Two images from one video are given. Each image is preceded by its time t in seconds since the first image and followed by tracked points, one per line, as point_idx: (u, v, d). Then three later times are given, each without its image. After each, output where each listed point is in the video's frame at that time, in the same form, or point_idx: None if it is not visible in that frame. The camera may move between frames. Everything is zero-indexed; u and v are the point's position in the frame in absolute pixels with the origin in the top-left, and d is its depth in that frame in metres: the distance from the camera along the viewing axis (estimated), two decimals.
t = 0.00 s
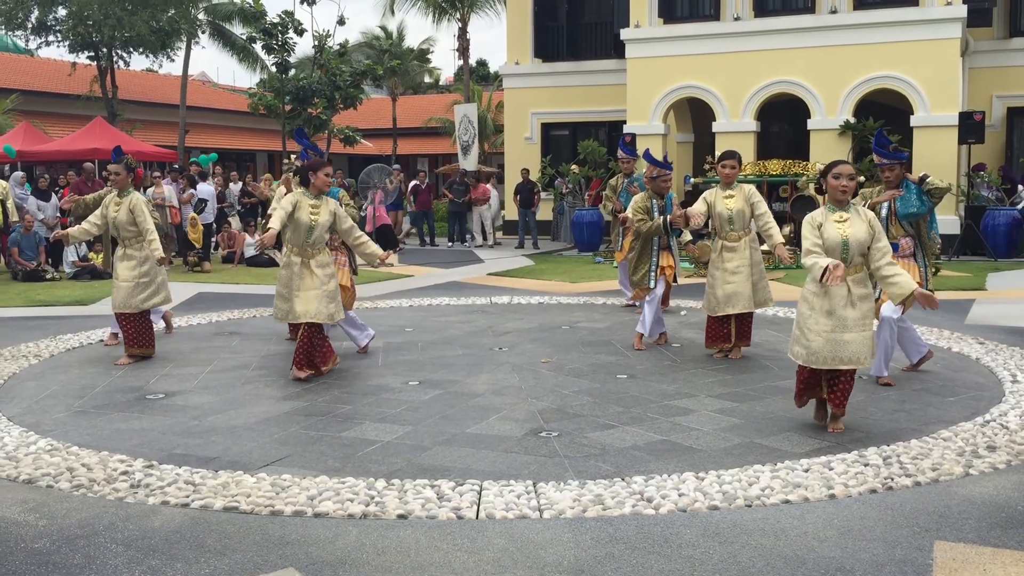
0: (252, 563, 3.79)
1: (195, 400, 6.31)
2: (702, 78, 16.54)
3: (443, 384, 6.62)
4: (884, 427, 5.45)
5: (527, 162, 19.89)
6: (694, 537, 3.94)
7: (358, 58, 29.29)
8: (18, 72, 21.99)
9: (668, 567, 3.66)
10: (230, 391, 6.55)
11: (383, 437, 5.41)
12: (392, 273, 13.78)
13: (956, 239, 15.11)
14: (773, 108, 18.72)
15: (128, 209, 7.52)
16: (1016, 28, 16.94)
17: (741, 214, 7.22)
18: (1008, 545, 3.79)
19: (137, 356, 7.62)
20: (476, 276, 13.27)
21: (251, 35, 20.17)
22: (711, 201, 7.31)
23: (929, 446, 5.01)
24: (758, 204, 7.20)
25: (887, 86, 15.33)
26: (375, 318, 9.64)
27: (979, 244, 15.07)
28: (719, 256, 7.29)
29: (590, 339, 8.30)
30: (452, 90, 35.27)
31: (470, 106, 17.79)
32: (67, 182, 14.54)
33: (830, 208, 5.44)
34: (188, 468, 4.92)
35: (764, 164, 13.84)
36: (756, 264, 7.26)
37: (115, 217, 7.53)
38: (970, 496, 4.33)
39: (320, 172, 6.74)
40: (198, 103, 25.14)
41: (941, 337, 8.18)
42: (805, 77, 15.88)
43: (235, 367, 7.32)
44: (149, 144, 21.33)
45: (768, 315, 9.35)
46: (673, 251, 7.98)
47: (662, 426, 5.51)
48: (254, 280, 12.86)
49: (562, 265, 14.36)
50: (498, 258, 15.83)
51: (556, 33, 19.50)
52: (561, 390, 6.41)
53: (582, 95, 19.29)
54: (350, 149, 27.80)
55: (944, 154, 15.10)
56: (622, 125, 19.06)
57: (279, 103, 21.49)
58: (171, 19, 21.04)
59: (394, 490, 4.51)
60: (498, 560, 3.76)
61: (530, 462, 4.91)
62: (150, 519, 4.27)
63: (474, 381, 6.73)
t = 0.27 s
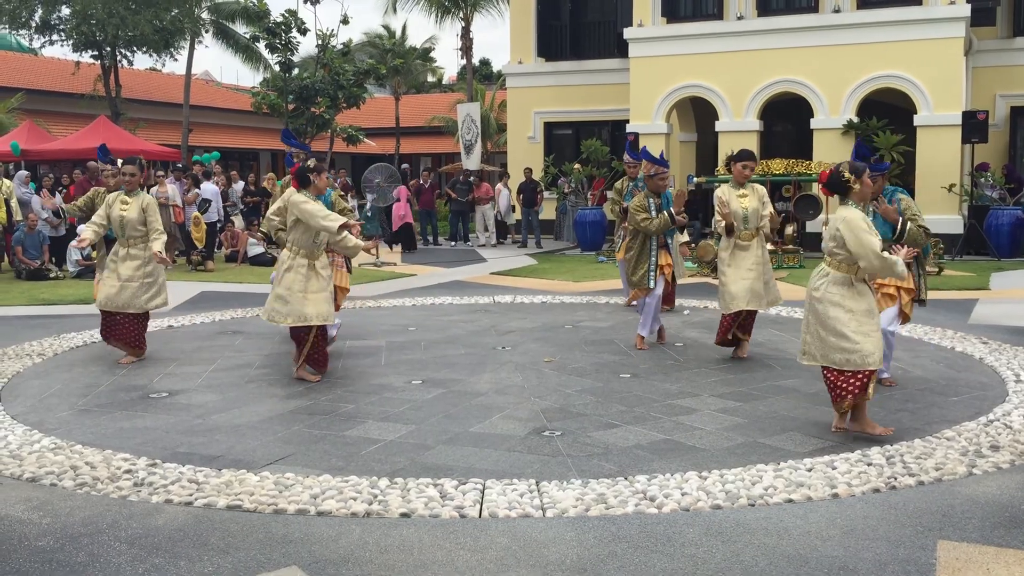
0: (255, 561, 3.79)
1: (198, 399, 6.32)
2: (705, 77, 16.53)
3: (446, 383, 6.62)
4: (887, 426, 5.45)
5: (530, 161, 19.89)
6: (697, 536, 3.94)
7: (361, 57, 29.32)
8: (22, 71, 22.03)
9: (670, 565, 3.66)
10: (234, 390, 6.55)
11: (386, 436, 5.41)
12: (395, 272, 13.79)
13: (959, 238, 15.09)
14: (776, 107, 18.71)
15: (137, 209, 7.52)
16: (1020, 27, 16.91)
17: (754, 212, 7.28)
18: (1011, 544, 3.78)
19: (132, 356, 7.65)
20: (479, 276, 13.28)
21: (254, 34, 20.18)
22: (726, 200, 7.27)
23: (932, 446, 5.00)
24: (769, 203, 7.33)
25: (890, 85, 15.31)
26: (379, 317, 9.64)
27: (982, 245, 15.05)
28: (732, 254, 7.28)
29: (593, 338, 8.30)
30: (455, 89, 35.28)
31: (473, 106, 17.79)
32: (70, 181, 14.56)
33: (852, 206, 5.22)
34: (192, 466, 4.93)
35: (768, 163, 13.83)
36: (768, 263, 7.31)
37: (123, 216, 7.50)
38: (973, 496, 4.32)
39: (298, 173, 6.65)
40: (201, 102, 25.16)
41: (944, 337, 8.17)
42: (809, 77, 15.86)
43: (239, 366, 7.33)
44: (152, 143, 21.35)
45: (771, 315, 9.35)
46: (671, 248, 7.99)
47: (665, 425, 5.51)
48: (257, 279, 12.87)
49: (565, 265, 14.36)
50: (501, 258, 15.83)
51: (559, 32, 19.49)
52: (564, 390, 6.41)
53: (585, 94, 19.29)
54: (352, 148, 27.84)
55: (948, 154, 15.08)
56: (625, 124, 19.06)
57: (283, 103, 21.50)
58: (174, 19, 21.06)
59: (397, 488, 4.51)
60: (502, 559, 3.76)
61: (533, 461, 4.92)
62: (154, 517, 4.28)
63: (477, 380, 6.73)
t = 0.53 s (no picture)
0: (259, 557, 3.80)
1: (201, 396, 6.32)
2: (709, 74, 16.52)
3: (449, 380, 6.62)
4: (890, 424, 5.44)
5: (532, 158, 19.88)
6: (701, 533, 3.93)
7: (364, 53, 29.31)
8: (24, 67, 22.04)
9: (673, 563, 3.66)
10: (236, 386, 6.56)
11: (389, 432, 5.42)
12: (398, 268, 13.80)
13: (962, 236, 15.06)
14: (779, 104, 18.69)
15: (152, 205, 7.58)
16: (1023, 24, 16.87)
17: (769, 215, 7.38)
18: (1015, 542, 3.78)
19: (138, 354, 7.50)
20: (481, 272, 13.28)
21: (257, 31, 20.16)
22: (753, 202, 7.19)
23: (936, 443, 5.00)
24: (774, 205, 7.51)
25: (894, 82, 15.29)
26: (381, 314, 9.64)
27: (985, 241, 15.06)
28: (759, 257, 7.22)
29: (596, 335, 8.30)
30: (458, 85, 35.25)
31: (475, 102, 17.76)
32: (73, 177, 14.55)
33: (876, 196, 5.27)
34: (195, 463, 4.93)
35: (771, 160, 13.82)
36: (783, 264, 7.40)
37: (139, 211, 7.49)
38: (977, 493, 4.32)
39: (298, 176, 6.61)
40: (204, 98, 25.15)
41: (948, 334, 8.16)
42: (812, 73, 15.84)
43: (242, 363, 7.33)
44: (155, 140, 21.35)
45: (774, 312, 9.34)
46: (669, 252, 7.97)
47: (668, 423, 5.51)
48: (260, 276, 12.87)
49: (568, 262, 14.36)
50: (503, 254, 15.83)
51: (561, 29, 19.47)
52: (566, 386, 6.42)
53: (588, 91, 19.26)
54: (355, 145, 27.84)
55: (951, 151, 15.06)
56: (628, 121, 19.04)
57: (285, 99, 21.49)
58: (177, 15, 21.03)
59: (400, 485, 4.51)
60: (505, 555, 3.76)
61: (535, 458, 4.92)
62: (157, 513, 4.28)
63: (480, 376, 6.73)
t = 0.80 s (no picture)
0: (261, 552, 3.80)
1: (204, 391, 6.33)
2: (711, 70, 16.50)
3: (451, 376, 6.62)
4: (892, 420, 5.44)
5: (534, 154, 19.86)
6: (703, 529, 3.94)
7: (366, 49, 29.28)
8: (26, 62, 22.04)
9: (676, 558, 3.66)
10: (239, 382, 6.56)
11: (391, 428, 5.42)
12: (400, 264, 13.79)
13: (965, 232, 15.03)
14: (782, 100, 18.65)
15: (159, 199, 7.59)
16: None
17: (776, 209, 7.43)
18: (1017, 538, 3.78)
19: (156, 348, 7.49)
20: (483, 268, 13.27)
21: (259, 26, 20.14)
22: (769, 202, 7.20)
23: (939, 439, 4.99)
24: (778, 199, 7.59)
25: (897, 78, 15.26)
26: (383, 309, 9.64)
27: (988, 238, 14.98)
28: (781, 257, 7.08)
29: (598, 331, 8.29)
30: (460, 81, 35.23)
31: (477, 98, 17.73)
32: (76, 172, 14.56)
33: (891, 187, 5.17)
34: (198, 458, 4.93)
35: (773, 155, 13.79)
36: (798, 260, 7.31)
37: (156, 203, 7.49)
38: (980, 489, 4.31)
39: (315, 165, 6.48)
40: (205, 93, 25.14)
41: (951, 330, 8.15)
42: (815, 69, 15.81)
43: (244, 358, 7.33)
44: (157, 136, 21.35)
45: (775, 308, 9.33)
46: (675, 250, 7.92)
47: (670, 418, 5.51)
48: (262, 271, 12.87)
49: (570, 257, 14.36)
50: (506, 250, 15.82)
51: (564, 24, 19.44)
52: (568, 382, 6.42)
53: (590, 87, 19.24)
54: (357, 140, 27.84)
55: (954, 146, 15.04)
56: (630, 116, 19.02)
57: (287, 94, 21.48)
58: (178, 10, 21.00)
59: (402, 480, 4.52)
60: (507, 551, 3.77)
61: (538, 454, 4.92)
62: (160, 508, 4.29)
63: (482, 372, 6.73)
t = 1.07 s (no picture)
0: (262, 546, 3.80)
1: (205, 385, 6.33)
2: (711, 65, 16.47)
3: (452, 371, 6.62)
4: (893, 415, 5.45)
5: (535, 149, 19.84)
6: (704, 523, 3.94)
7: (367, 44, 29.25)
8: (27, 57, 22.01)
9: (677, 553, 3.66)
10: (240, 376, 6.56)
11: (392, 423, 5.43)
12: (400, 259, 13.79)
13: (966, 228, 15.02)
14: (783, 95, 18.63)
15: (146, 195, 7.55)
16: None
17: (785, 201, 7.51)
18: (1018, 533, 3.79)
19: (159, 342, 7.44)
20: (484, 263, 13.26)
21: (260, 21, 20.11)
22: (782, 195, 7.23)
23: (940, 434, 5.00)
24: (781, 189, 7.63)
25: (898, 73, 15.24)
26: (383, 304, 9.64)
27: (988, 234, 14.91)
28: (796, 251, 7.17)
29: (599, 326, 8.29)
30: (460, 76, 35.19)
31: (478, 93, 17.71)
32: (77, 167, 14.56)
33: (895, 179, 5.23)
34: (198, 452, 4.94)
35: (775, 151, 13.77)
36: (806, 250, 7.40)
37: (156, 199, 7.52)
38: (980, 485, 4.32)
39: (333, 155, 6.36)
40: (206, 88, 25.11)
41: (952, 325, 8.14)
42: (816, 64, 15.79)
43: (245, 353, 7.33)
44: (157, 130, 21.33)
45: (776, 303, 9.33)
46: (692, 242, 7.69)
47: (671, 414, 5.51)
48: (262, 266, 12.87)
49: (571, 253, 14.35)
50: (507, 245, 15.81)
51: (565, 19, 19.42)
52: (569, 377, 6.43)
53: (590, 82, 19.22)
54: (357, 135, 27.81)
55: (956, 142, 15.02)
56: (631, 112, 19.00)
57: (288, 89, 21.46)
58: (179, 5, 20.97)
59: (403, 475, 4.52)
60: (508, 545, 3.77)
61: (539, 448, 4.92)
62: (161, 502, 4.29)
63: (483, 367, 6.73)
